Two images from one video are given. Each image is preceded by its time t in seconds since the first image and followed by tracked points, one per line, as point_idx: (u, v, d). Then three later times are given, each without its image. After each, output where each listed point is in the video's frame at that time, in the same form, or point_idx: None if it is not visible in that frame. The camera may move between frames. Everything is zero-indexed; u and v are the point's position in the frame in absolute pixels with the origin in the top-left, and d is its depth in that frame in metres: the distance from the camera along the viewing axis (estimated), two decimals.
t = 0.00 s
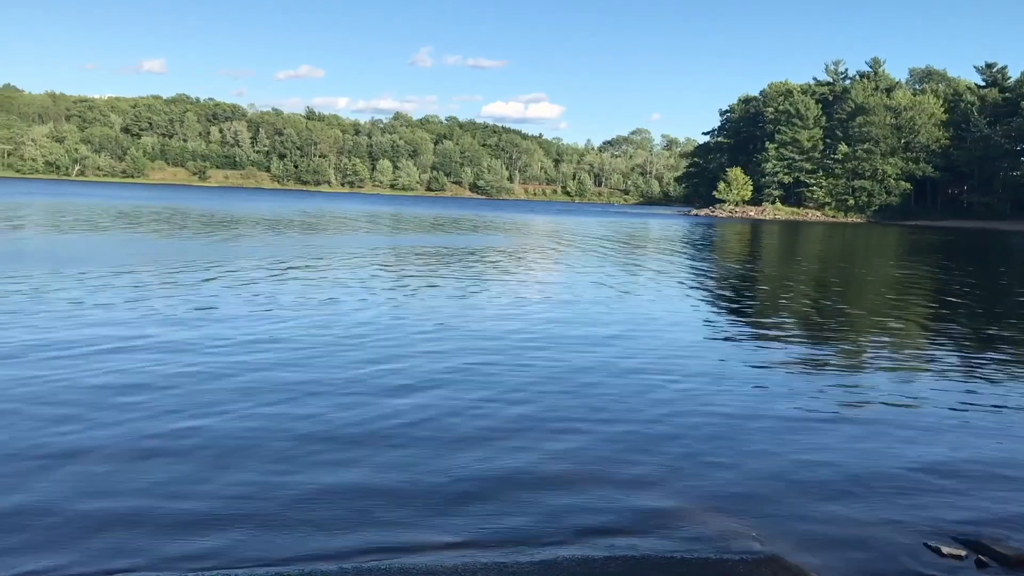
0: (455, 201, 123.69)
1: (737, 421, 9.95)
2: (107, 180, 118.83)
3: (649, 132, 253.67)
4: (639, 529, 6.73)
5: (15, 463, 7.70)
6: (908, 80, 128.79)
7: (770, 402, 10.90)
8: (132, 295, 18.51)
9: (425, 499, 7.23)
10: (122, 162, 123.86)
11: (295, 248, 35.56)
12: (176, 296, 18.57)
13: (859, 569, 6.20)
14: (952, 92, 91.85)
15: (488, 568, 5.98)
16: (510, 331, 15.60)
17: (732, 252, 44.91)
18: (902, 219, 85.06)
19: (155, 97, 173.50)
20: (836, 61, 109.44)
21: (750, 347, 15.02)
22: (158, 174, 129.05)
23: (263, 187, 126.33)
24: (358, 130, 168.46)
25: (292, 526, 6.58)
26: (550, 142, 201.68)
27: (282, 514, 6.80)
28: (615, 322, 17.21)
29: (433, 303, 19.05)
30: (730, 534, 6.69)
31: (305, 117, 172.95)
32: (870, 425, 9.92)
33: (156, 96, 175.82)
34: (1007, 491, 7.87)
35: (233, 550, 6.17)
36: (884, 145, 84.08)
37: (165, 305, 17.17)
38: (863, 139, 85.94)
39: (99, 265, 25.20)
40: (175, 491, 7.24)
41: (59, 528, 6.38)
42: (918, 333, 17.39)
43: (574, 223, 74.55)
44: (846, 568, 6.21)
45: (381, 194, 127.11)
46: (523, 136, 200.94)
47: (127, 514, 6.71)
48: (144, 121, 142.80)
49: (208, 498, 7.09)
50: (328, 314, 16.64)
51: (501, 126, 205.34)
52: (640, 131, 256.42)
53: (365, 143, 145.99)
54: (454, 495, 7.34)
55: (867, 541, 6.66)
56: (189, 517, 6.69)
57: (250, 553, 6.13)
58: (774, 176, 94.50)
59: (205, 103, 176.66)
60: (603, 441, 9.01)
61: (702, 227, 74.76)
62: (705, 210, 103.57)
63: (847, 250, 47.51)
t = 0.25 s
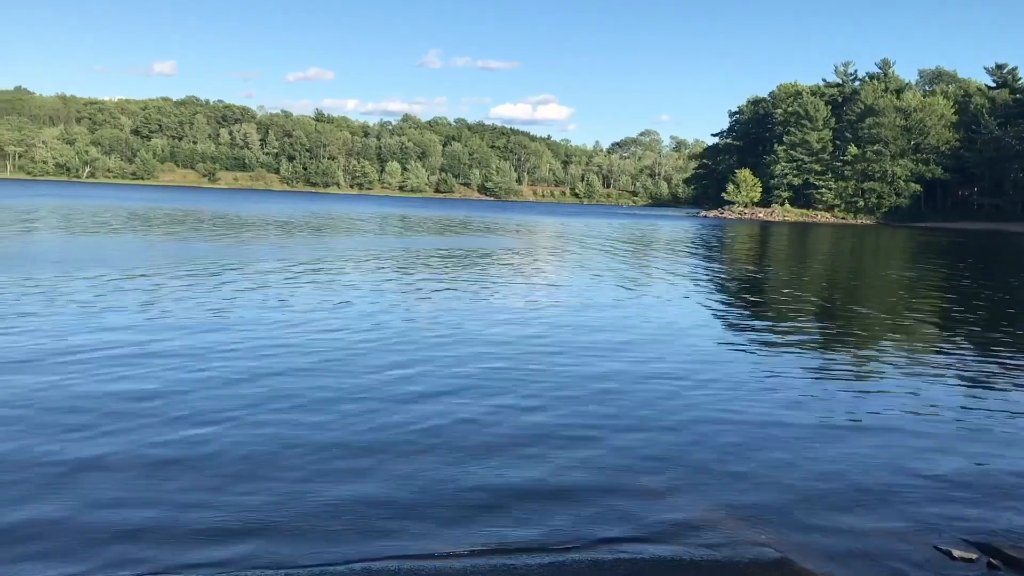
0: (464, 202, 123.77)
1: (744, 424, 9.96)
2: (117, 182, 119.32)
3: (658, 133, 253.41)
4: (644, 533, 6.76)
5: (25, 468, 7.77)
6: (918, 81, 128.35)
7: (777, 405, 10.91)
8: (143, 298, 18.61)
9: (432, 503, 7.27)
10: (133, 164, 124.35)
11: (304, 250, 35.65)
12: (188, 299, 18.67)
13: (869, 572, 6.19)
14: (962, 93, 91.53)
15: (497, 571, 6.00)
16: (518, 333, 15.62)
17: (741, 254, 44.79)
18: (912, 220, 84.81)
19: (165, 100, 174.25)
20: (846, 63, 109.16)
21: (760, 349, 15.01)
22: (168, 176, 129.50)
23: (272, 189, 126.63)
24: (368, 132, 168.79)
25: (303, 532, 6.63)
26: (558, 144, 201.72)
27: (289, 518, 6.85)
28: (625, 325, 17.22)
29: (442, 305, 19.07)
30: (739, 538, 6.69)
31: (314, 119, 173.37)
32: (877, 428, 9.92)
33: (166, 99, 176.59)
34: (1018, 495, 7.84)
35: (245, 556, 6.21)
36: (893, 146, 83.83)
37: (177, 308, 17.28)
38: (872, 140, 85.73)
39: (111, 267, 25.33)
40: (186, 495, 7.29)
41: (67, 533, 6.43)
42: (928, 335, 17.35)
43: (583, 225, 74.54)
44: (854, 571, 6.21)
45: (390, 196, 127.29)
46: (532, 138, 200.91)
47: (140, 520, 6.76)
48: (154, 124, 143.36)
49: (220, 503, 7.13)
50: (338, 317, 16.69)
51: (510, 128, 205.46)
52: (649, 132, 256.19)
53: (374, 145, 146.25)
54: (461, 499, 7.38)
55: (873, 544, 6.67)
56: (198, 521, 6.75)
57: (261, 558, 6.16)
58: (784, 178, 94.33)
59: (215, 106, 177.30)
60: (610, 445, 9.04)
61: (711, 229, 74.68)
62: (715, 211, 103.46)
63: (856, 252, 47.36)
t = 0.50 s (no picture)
0: (476, 206, 123.87)
1: (750, 422, 10.00)
2: (132, 185, 119.98)
3: (670, 136, 252.97)
4: (649, 528, 6.80)
5: (37, 459, 7.88)
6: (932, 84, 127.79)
7: (784, 403, 10.93)
8: (157, 300, 18.77)
9: (439, 497, 7.34)
10: (147, 167, 125.04)
11: (317, 253, 35.83)
12: (201, 301, 18.80)
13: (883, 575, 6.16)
14: (977, 96, 91.09)
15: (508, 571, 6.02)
16: (527, 334, 15.69)
17: (754, 258, 44.72)
18: (926, 224, 84.49)
19: (179, 104, 175.17)
20: (859, 65, 108.83)
21: (773, 351, 14.97)
22: (182, 179, 130.16)
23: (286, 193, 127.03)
24: (381, 135, 169.21)
25: (315, 527, 6.65)
26: (571, 147, 201.79)
27: (297, 510, 6.93)
28: (637, 326, 17.22)
29: (454, 307, 19.17)
30: (751, 538, 6.68)
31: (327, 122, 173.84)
32: (885, 427, 9.93)
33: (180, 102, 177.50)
34: None
35: (257, 551, 6.23)
36: (907, 149, 83.48)
37: (191, 309, 17.41)
38: (886, 143, 85.40)
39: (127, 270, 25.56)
40: (198, 490, 7.32)
41: (77, 524, 6.52)
42: (940, 339, 17.30)
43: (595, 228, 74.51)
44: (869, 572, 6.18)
45: (403, 199, 127.54)
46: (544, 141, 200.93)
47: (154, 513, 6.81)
48: (168, 127, 144.03)
49: (232, 497, 7.18)
50: (350, 319, 16.77)
51: (523, 131, 205.56)
52: (662, 135, 255.47)
53: (386, 148, 146.57)
54: (466, 493, 7.44)
55: (876, 540, 6.71)
56: (207, 512, 6.84)
57: (275, 553, 6.19)
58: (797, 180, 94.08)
59: (229, 108, 178.05)
60: (616, 440, 9.09)
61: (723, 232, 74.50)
62: (727, 214, 103.24)
63: (870, 255, 47.10)
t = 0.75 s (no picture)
0: (487, 208, 123.94)
1: (760, 428, 10.02)
2: (144, 187, 120.50)
3: (681, 138, 252.65)
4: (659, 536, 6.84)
5: (51, 465, 7.96)
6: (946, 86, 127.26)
7: (794, 410, 10.94)
8: (173, 304, 18.92)
9: (454, 502, 7.41)
10: (160, 169, 125.62)
11: (329, 256, 35.96)
12: (216, 304, 18.95)
13: None
14: (990, 98, 90.68)
15: None
16: (538, 339, 15.72)
17: (766, 260, 44.64)
18: (938, 226, 84.17)
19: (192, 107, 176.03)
20: (872, 67, 108.51)
21: (785, 356, 14.99)
22: (194, 181, 130.70)
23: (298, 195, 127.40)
24: (392, 138, 169.57)
25: (333, 531, 6.73)
26: (582, 150, 201.78)
27: (313, 516, 6.99)
28: (649, 331, 17.27)
29: (465, 312, 19.21)
30: (764, 544, 6.72)
31: (339, 125, 174.36)
32: (895, 434, 9.93)
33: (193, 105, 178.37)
34: None
35: (276, 556, 6.31)
36: (920, 151, 83.15)
37: (206, 313, 17.56)
38: (899, 145, 85.09)
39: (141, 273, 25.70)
40: (216, 495, 7.42)
41: (100, 528, 6.63)
42: (954, 342, 17.27)
43: (606, 231, 74.56)
44: None
45: (414, 202, 127.72)
46: (555, 144, 200.99)
47: (174, 518, 6.91)
48: (181, 130, 144.69)
49: (250, 503, 7.27)
50: (363, 323, 16.88)
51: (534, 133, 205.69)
52: (673, 137, 255.08)
53: (398, 151, 146.83)
54: (477, 499, 7.49)
55: (889, 547, 6.72)
56: (220, 518, 6.90)
57: (293, 558, 6.28)
58: (809, 183, 93.83)
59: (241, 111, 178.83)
60: (625, 447, 9.13)
61: (735, 234, 74.33)
62: (739, 216, 103.06)
63: (884, 258, 46.90)
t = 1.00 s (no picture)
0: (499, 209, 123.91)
1: (771, 433, 9.98)
2: (157, 188, 120.88)
3: (694, 139, 252.00)
4: (672, 539, 6.86)
5: (72, 468, 8.05)
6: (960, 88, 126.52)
7: (806, 414, 10.90)
8: (187, 305, 19.07)
9: (467, 503, 7.46)
10: (173, 170, 126.16)
11: (341, 257, 36.05)
12: (230, 306, 19.09)
13: None
14: (1006, 99, 90.10)
15: None
16: (549, 342, 15.69)
17: (779, 262, 44.45)
18: (953, 228, 83.67)
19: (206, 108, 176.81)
20: (886, 69, 108.00)
21: (798, 360, 14.97)
22: (207, 182, 131.22)
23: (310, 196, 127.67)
24: (404, 139, 169.84)
25: (347, 532, 6.79)
26: (594, 151, 201.57)
27: (328, 517, 7.06)
28: (661, 334, 17.30)
29: (476, 314, 19.22)
30: (776, 546, 6.74)
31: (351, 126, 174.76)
32: (908, 438, 9.89)
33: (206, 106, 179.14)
34: None
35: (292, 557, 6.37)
36: (934, 153, 82.67)
37: (221, 314, 17.68)
38: (912, 147, 84.62)
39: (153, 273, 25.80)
40: (233, 496, 7.47)
41: (117, 530, 6.71)
42: (968, 346, 17.19)
43: (618, 232, 74.49)
44: None
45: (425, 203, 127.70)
46: (567, 145, 200.59)
47: (191, 519, 6.97)
48: (194, 131, 145.29)
49: (266, 504, 7.33)
50: (376, 324, 16.97)
51: (546, 135, 205.60)
52: (685, 139, 254.39)
53: (410, 152, 146.87)
54: (488, 502, 7.52)
55: (902, 550, 6.73)
56: (233, 521, 6.97)
57: (309, 559, 6.33)
58: (823, 185, 93.31)
59: (254, 112, 179.48)
60: (638, 451, 9.12)
61: (747, 236, 74.14)
62: (751, 218, 102.75)
63: (898, 261, 46.63)
